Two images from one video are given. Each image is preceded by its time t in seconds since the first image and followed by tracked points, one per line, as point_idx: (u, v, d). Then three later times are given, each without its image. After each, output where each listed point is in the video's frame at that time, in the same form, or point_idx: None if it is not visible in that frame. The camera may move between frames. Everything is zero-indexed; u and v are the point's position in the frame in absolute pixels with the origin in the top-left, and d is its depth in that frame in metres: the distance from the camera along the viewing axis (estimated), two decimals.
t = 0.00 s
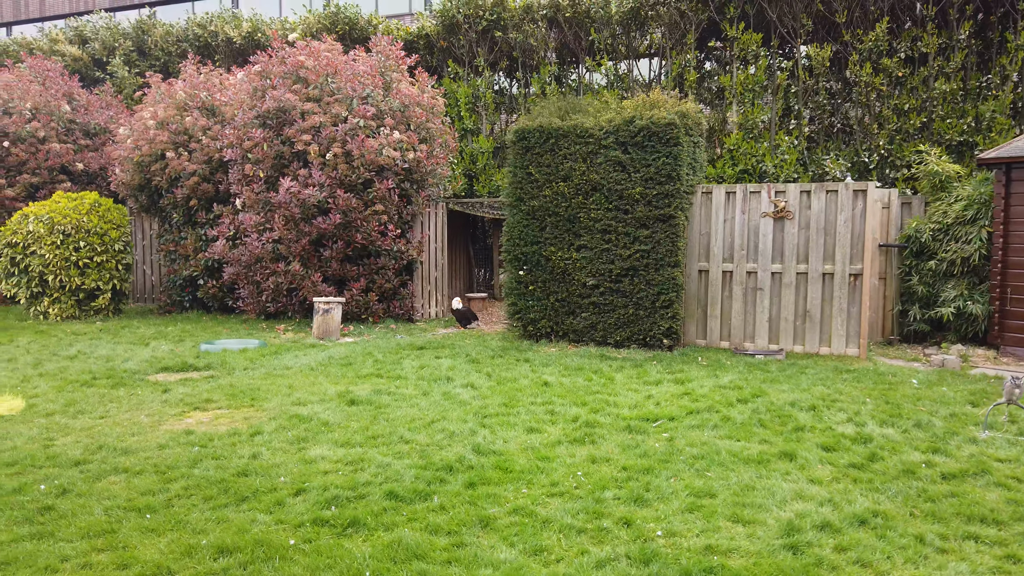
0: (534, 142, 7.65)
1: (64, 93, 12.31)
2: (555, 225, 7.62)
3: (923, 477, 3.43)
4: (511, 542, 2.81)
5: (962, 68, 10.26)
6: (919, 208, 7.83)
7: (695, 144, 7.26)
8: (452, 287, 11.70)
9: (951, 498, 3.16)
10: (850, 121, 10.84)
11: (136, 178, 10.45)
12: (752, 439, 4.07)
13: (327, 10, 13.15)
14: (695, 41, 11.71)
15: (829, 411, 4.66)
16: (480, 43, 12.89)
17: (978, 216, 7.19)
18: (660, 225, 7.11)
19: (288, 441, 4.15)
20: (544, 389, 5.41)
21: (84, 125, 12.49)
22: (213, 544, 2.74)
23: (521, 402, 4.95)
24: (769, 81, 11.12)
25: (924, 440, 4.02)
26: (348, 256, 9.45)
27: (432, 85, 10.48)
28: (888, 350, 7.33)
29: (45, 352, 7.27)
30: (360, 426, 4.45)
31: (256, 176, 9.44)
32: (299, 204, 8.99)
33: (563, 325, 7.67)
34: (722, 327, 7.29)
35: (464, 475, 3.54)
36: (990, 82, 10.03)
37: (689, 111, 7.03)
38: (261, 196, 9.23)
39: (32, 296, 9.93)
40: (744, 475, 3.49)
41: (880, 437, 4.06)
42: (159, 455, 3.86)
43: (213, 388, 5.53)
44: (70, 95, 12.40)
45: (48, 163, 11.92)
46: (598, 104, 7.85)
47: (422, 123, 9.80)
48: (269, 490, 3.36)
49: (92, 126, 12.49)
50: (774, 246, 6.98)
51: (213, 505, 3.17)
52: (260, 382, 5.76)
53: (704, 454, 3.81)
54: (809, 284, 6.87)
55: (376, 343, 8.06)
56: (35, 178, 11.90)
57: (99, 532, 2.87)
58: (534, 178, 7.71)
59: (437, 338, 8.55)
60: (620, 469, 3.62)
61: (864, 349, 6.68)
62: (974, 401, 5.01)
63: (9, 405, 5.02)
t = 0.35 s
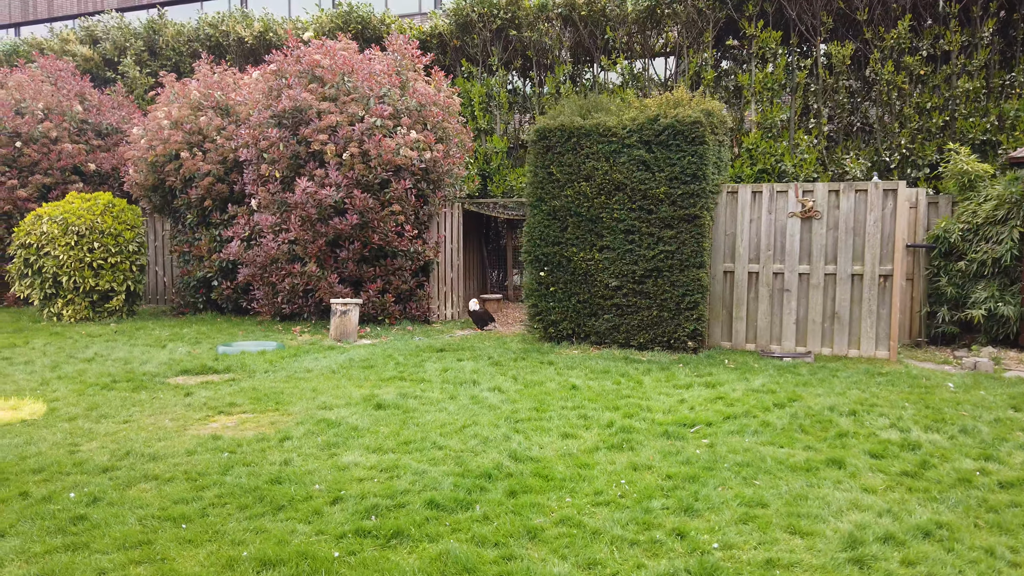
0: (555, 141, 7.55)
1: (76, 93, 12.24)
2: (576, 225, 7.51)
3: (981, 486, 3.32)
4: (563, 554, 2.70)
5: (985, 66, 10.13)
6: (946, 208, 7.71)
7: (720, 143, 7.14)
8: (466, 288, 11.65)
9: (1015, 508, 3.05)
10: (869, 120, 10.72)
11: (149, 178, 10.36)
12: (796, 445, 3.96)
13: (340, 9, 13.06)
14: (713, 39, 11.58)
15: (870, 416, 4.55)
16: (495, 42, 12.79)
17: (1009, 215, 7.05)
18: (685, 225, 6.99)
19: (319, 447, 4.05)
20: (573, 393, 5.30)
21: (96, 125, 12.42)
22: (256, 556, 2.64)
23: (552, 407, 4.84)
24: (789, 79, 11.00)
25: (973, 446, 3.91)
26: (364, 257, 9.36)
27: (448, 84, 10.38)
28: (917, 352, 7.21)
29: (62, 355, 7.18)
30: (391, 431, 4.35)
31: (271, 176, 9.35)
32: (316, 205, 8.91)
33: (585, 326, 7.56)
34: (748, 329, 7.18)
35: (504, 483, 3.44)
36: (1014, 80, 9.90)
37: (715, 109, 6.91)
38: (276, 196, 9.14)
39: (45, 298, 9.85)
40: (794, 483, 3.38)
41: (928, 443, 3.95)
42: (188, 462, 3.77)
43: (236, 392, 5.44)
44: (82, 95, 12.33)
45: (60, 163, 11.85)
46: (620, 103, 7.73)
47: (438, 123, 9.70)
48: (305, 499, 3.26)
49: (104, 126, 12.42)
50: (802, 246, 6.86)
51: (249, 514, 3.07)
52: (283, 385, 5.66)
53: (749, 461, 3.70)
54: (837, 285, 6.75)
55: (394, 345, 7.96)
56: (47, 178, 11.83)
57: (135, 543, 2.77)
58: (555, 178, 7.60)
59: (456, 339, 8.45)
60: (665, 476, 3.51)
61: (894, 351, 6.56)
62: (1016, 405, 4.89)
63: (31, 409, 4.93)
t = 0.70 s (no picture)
0: (576, 140, 7.47)
1: (90, 93, 12.20)
2: (598, 224, 7.43)
3: None
4: (615, 562, 2.64)
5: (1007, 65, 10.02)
6: (971, 208, 7.62)
7: (745, 142, 7.06)
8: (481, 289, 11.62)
9: None
10: (888, 119, 10.68)
11: (164, 179, 10.32)
12: (838, 448, 3.89)
13: (353, 9, 13.02)
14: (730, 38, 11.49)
15: (909, 419, 4.47)
16: (509, 41, 12.73)
17: None
18: (709, 224, 6.91)
19: (351, 449, 3.99)
20: (602, 394, 5.23)
21: (109, 125, 12.38)
22: (302, 563, 2.59)
23: (583, 409, 4.78)
24: (807, 79, 10.92)
25: (1020, 450, 3.83)
26: (381, 258, 9.31)
27: (464, 84, 10.32)
28: (945, 353, 7.12)
29: (81, 356, 7.13)
30: (422, 433, 4.28)
31: (288, 176, 9.31)
32: (332, 205, 8.87)
33: (606, 328, 7.48)
34: (772, 330, 7.10)
35: (545, 487, 3.36)
36: None
37: (740, 107, 6.83)
38: (293, 196, 9.09)
39: (60, 298, 9.81)
40: (843, 488, 3.31)
41: (973, 446, 3.88)
42: (221, 465, 3.71)
43: (261, 394, 5.39)
44: (95, 95, 12.29)
45: (74, 163, 11.81)
46: (641, 101, 7.66)
47: (455, 122, 9.65)
48: (344, 503, 3.20)
49: (117, 127, 12.39)
50: (828, 246, 6.79)
51: (290, 519, 3.01)
52: (307, 387, 5.61)
53: (792, 465, 3.62)
54: (864, 286, 6.67)
55: (414, 346, 7.91)
56: (61, 179, 11.80)
57: (177, 548, 2.72)
58: (576, 177, 7.53)
59: (475, 340, 8.40)
60: (709, 480, 3.44)
61: (923, 353, 6.49)
62: None
63: (55, 410, 4.88)
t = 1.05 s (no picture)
0: (597, 142, 7.43)
1: (104, 94, 12.20)
2: (619, 226, 7.38)
3: None
4: (670, 570, 2.60)
5: None
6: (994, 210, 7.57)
7: (768, 144, 7.02)
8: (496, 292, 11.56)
9: None
10: (903, 122, 10.74)
11: (180, 180, 10.32)
12: (879, 453, 3.85)
13: (366, 10, 13.00)
14: (746, 39, 11.44)
15: (946, 423, 4.43)
16: (523, 43, 12.71)
17: None
18: (733, 226, 6.87)
19: (387, 454, 3.95)
20: (632, 397, 5.19)
21: (123, 126, 12.37)
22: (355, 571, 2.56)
23: (615, 412, 4.74)
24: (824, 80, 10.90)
25: None
26: (399, 259, 9.29)
27: (479, 85, 10.30)
28: (969, 357, 7.07)
29: (102, 358, 7.12)
30: (456, 438, 4.24)
31: (305, 177, 9.28)
32: (351, 206, 8.84)
33: (627, 330, 7.43)
34: (796, 333, 7.05)
35: (589, 492, 3.32)
36: None
37: (764, 109, 6.79)
38: (311, 197, 9.08)
39: (76, 300, 9.79)
40: (891, 494, 3.27)
41: (1017, 451, 3.84)
42: (258, 470, 3.68)
43: (288, 397, 5.36)
44: (109, 96, 12.29)
45: (88, 165, 11.80)
46: (662, 103, 7.62)
47: (472, 124, 9.63)
48: (388, 508, 3.17)
49: (131, 128, 12.38)
50: (853, 249, 6.74)
51: (335, 524, 2.98)
52: (333, 390, 5.58)
53: (836, 470, 3.58)
54: (890, 289, 6.63)
55: (433, 349, 7.88)
56: (75, 180, 11.79)
57: (227, 555, 2.70)
58: (597, 179, 7.48)
59: (494, 342, 8.37)
60: (754, 486, 3.39)
61: (950, 356, 6.44)
62: None
63: (84, 413, 4.85)
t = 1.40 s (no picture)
0: (616, 141, 7.35)
1: (114, 94, 12.14)
2: (639, 226, 7.30)
3: None
4: None
5: None
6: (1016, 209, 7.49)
7: (790, 143, 6.95)
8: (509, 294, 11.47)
9: None
10: (919, 122, 10.64)
11: (192, 180, 10.25)
12: (921, 457, 3.77)
13: (377, 9, 12.95)
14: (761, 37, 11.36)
15: (984, 426, 4.36)
16: (535, 42, 12.66)
17: None
18: (755, 226, 6.80)
19: (418, 457, 3.89)
20: (659, 399, 5.12)
21: (133, 126, 12.31)
22: None
23: (645, 415, 4.66)
24: (839, 79, 10.83)
25: None
26: (413, 260, 9.23)
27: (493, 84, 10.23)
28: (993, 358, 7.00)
29: (117, 359, 7.05)
30: (486, 440, 4.17)
31: (319, 177, 9.22)
32: (365, 206, 8.79)
33: (647, 331, 7.36)
34: (819, 334, 6.99)
35: (630, 497, 3.25)
36: None
37: (786, 107, 6.72)
38: (325, 197, 9.02)
39: (88, 301, 9.74)
40: (940, 500, 3.20)
41: None
42: (289, 473, 3.62)
43: (310, 398, 5.29)
44: (119, 96, 12.23)
45: (98, 165, 11.73)
46: (682, 101, 7.55)
47: (487, 123, 9.57)
48: (426, 513, 3.10)
49: (141, 128, 12.32)
50: (877, 249, 6.67)
51: (374, 530, 2.92)
52: (355, 391, 5.51)
53: (879, 474, 3.51)
54: (915, 289, 6.55)
55: (450, 349, 7.81)
56: (86, 180, 11.73)
57: (269, 562, 2.65)
58: (616, 178, 7.40)
59: (511, 343, 8.31)
60: (798, 491, 3.32)
61: (976, 357, 6.36)
62: None
63: (106, 415, 4.79)
